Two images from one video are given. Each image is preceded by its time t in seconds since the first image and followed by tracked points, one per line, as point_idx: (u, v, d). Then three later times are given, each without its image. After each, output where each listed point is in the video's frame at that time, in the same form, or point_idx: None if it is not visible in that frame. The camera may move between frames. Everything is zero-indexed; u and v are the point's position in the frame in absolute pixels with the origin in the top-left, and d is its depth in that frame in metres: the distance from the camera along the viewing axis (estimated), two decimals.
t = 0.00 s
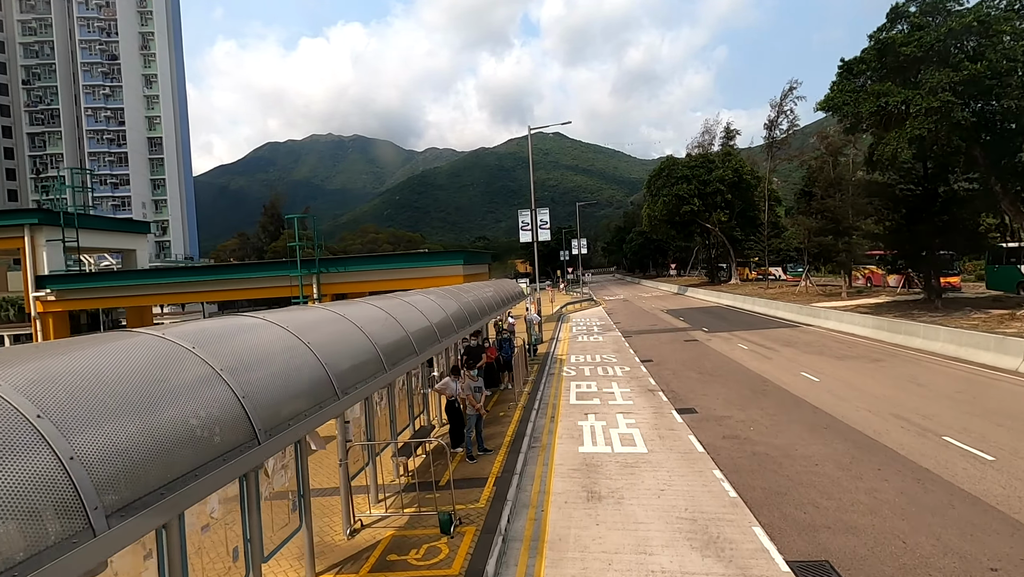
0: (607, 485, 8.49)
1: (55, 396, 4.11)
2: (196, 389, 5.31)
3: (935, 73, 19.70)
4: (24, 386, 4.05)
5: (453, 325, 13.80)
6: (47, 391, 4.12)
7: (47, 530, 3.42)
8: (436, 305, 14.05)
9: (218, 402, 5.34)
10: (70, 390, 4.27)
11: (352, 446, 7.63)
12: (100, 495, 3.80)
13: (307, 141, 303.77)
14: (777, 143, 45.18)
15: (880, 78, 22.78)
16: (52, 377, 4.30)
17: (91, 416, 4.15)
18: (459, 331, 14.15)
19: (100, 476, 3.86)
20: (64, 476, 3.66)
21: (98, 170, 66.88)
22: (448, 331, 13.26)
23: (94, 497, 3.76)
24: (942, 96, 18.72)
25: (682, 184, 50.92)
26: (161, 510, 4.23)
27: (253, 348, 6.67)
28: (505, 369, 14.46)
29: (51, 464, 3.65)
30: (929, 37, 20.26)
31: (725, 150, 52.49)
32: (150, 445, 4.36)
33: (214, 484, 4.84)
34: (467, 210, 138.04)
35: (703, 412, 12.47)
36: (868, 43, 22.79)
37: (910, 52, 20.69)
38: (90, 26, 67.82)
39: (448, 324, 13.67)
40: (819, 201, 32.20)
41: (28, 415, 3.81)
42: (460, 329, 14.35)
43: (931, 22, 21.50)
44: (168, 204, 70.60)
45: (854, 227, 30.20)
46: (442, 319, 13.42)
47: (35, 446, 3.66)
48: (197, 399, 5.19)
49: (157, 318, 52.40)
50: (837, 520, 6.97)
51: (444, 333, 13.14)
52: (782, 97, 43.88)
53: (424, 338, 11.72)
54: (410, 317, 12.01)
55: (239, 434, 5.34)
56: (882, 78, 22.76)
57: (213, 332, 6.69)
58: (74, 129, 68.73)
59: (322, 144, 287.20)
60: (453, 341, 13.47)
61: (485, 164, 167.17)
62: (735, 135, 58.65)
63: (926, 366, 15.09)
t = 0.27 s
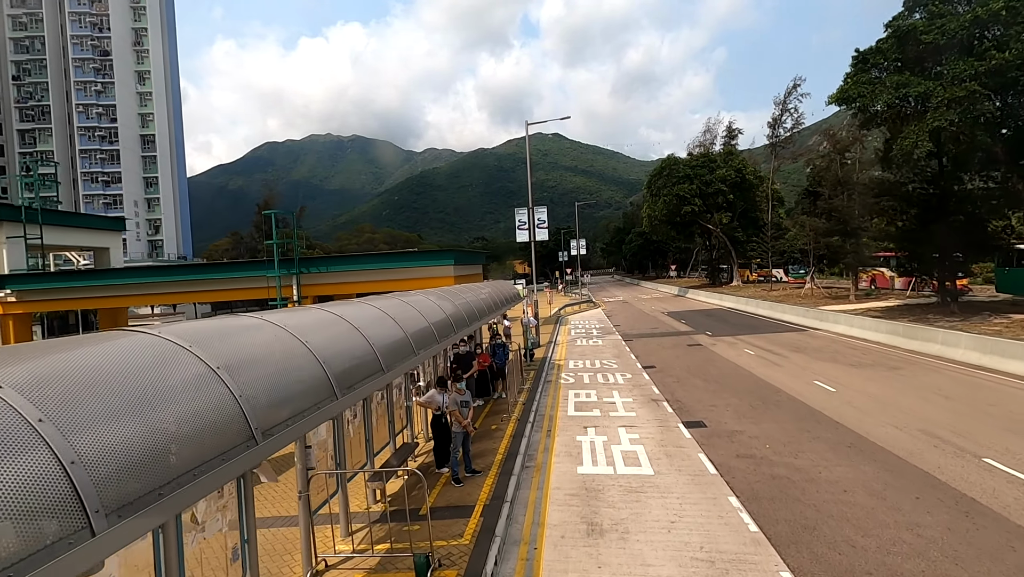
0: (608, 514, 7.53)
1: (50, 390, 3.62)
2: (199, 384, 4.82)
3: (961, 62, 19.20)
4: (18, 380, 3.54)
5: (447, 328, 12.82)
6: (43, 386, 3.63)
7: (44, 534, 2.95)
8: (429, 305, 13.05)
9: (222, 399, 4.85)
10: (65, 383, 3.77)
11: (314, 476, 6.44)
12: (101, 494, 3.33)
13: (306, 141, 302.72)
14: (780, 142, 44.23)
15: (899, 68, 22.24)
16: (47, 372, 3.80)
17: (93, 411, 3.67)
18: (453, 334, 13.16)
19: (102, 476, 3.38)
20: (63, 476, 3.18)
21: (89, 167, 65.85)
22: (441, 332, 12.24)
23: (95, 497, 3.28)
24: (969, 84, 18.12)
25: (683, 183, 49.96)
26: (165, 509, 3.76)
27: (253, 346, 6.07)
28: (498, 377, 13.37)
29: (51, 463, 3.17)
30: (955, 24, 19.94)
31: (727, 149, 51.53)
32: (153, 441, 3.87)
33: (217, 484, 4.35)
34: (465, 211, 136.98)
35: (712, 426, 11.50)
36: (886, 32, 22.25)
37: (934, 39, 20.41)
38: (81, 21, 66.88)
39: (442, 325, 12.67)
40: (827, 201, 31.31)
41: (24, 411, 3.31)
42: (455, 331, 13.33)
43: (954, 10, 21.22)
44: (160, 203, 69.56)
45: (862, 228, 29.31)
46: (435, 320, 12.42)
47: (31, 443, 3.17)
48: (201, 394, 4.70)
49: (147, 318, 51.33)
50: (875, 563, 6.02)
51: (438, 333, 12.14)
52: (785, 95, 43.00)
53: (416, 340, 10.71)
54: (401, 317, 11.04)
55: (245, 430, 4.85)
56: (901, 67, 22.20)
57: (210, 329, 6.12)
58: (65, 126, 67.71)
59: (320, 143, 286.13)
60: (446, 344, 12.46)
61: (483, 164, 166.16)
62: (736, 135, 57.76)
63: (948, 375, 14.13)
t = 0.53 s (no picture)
0: (611, 547, 6.57)
1: (57, 381, 3.51)
2: (204, 376, 4.67)
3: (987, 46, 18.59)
4: (26, 371, 3.44)
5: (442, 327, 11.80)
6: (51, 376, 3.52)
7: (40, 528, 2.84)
8: (422, 303, 12.03)
9: (224, 392, 4.67)
10: (72, 374, 3.66)
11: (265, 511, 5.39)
12: (102, 490, 3.22)
13: (305, 140, 301.51)
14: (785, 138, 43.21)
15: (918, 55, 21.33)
16: (55, 362, 3.71)
17: (98, 402, 3.56)
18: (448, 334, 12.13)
19: (104, 468, 3.28)
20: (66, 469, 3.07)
21: (81, 163, 64.84)
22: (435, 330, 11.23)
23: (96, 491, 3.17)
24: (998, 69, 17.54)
25: (685, 180, 48.97)
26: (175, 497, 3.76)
27: (256, 342, 5.83)
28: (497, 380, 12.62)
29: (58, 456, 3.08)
30: (981, 6, 19.12)
31: (729, 146, 50.52)
32: (153, 437, 3.72)
33: (217, 477, 4.18)
34: (464, 209, 135.87)
35: (723, 439, 10.52)
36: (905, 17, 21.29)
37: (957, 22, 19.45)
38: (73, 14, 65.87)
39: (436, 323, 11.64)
40: (835, 198, 30.36)
41: (29, 402, 3.21)
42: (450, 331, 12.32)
43: None
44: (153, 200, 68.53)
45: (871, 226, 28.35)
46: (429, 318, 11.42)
47: (36, 435, 3.08)
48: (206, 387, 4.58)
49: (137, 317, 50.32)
50: None
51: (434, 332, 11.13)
52: (790, 90, 42.05)
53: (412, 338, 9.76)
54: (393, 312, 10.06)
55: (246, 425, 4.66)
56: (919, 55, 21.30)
57: (215, 322, 5.97)
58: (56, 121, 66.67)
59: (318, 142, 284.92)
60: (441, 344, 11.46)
61: (482, 163, 165.13)
62: (739, 132, 56.76)
63: (974, 382, 13.17)
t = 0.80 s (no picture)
0: None
1: (69, 374, 3.66)
2: (201, 374, 4.75)
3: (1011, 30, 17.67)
4: (40, 365, 3.59)
5: (425, 333, 10.91)
6: (60, 371, 3.66)
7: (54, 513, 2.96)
8: (403, 307, 11.13)
9: (222, 389, 4.76)
10: (81, 369, 3.81)
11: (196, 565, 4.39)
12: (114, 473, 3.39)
13: (303, 139, 300.45)
14: (789, 133, 42.27)
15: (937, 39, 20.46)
16: (62, 356, 3.83)
17: (105, 396, 3.69)
18: (432, 339, 11.25)
19: (113, 455, 3.43)
20: (78, 456, 3.22)
21: (72, 162, 63.82)
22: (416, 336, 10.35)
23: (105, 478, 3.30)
24: None
25: (687, 177, 48.05)
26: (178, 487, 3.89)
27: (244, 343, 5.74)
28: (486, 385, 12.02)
29: (72, 444, 3.23)
30: None
31: (731, 142, 49.58)
32: (161, 432, 3.86)
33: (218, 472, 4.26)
34: (462, 208, 134.89)
35: (736, 454, 9.62)
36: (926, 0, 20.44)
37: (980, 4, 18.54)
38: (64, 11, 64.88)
39: (417, 328, 10.74)
40: (844, 194, 29.42)
41: (43, 392, 3.36)
42: (435, 336, 11.42)
43: None
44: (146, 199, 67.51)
45: (881, 223, 27.39)
46: (410, 323, 10.53)
47: (50, 424, 3.23)
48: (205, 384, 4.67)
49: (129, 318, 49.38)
50: None
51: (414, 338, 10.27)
52: (793, 85, 41.15)
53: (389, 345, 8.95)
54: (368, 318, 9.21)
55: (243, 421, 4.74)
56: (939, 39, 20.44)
57: (208, 324, 6.03)
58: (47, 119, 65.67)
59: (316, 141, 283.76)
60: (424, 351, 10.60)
61: (481, 162, 164.19)
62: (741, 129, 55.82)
63: (1001, 388, 12.29)
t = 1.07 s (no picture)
0: None
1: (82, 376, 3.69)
2: (208, 376, 4.75)
3: None
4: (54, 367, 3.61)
5: (411, 340, 9.98)
6: (76, 371, 3.70)
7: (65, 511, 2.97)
8: (388, 312, 10.20)
9: (227, 391, 4.74)
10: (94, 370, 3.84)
11: None
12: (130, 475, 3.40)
13: (302, 141, 299.53)
14: (793, 130, 41.35)
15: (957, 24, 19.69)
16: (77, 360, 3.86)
17: (120, 397, 3.73)
18: (421, 347, 10.31)
19: (128, 459, 3.43)
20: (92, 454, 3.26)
21: (64, 163, 62.88)
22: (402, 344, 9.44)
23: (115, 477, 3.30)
24: None
25: (688, 176, 47.31)
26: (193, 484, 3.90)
27: (249, 346, 5.76)
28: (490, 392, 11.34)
29: (86, 443, 3.26)
30: None
31: (733, 140, 48.72)
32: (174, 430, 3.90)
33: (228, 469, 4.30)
34: (461, 209, 134.03)
35: (752, 474, 8.73)
36: None
37: None
38: (54, 10, 64.03)
39: (404, 335, 9.81)
40: (853, 191, 28.59)
41: (58, 394, 3.40)
42: (423, 343, 10.49)
43: None
44: (140, 201, 66.61)
45: (893, 221, 26.35)
46: (396, 329, 9.62)
47: (64, 424, 3.26)
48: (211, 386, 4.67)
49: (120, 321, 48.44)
50: None
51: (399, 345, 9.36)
52: (797, 80, 40.32)
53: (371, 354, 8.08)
54: (348, 324, 8.32)
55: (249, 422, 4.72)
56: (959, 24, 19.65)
57: (211, 326, 5.99)
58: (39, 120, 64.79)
59: (315, 144, 283.21)
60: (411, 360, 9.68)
61: (480, 163, 163.35)
62: (743, 127, 54.97)
63: None
